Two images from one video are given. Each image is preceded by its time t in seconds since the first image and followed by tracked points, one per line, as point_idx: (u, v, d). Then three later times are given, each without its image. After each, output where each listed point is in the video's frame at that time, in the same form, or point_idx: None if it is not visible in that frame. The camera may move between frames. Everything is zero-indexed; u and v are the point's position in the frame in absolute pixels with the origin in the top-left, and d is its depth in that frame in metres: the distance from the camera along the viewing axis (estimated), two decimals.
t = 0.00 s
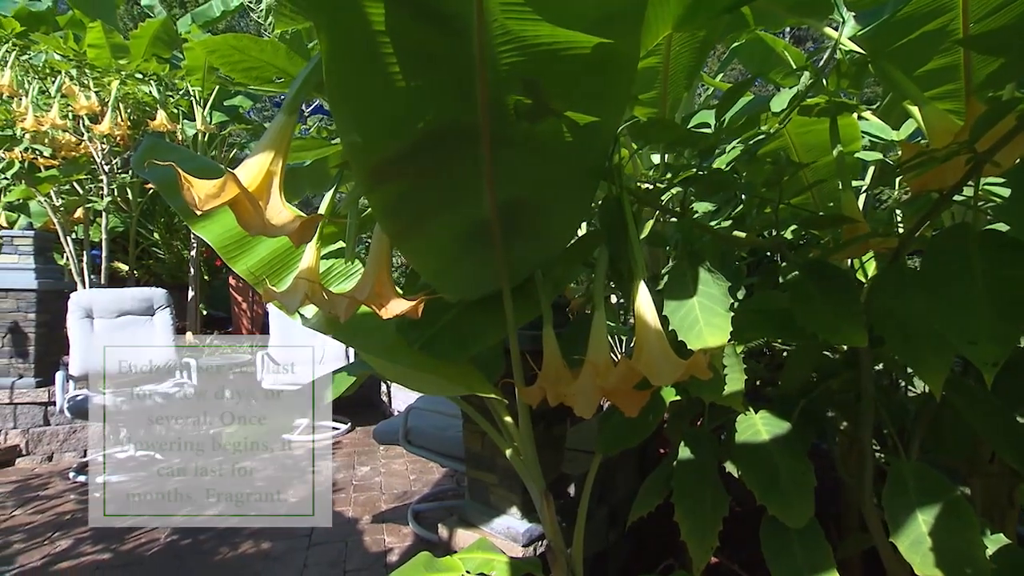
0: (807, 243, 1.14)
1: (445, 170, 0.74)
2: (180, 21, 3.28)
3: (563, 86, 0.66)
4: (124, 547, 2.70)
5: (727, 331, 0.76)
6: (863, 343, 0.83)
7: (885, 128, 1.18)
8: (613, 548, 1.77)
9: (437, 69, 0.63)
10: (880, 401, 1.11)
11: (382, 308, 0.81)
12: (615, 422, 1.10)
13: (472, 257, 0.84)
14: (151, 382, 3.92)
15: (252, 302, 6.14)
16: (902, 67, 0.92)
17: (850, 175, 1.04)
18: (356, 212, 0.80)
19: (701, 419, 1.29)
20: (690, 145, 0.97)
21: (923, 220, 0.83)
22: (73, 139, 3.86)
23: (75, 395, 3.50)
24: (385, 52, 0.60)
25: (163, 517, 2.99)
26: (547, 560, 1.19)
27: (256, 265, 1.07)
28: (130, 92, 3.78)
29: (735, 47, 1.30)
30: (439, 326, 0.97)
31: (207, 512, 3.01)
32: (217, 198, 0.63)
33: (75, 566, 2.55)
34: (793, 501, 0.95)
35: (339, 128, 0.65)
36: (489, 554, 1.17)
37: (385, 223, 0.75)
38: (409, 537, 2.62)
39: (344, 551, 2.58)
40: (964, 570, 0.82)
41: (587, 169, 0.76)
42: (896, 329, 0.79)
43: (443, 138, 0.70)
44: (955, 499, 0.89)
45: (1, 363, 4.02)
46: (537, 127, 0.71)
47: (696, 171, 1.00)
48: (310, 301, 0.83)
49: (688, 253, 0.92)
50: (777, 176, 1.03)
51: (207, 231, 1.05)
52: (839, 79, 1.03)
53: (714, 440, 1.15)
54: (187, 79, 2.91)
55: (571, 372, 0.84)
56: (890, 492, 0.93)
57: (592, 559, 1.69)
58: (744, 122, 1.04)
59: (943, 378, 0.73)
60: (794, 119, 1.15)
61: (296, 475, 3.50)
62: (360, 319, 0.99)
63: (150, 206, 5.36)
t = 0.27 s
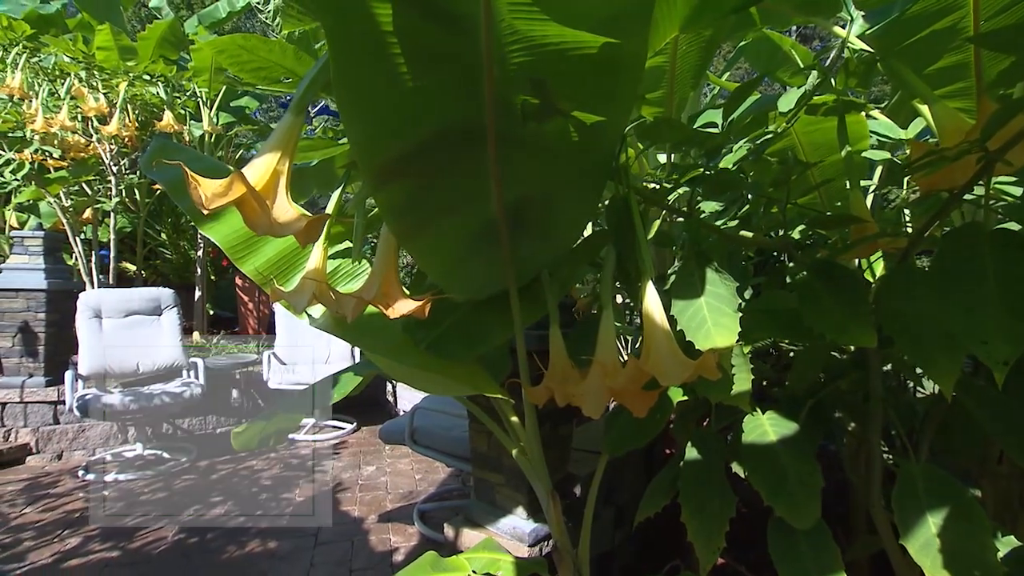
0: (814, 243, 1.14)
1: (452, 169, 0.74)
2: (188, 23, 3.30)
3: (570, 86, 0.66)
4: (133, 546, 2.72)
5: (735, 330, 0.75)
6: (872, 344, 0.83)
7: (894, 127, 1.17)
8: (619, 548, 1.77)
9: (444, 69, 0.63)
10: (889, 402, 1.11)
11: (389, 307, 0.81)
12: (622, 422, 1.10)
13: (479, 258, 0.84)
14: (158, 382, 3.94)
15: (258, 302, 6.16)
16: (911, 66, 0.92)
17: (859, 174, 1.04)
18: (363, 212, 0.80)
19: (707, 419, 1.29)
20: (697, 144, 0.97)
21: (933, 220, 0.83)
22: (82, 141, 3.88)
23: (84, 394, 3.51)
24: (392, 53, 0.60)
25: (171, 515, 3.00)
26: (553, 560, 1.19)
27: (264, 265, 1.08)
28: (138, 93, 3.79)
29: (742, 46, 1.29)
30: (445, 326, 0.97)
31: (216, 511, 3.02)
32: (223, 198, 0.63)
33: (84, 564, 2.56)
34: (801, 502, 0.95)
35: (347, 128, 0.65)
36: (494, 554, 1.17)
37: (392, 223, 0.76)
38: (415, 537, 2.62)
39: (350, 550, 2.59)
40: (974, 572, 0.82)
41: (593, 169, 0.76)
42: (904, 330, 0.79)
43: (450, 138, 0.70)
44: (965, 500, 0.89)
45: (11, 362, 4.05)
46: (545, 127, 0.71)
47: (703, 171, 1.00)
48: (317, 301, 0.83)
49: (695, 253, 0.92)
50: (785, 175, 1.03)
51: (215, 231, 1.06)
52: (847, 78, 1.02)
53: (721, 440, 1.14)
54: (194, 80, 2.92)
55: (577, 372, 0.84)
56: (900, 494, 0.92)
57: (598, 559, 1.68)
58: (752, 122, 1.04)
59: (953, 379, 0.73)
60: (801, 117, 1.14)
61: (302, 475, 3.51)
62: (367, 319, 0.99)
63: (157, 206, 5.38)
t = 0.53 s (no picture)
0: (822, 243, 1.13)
1: (459, 170, 0.74)
2: (195, 25, 3.31)
3: (577, 86, 0.66)
4: (142, 544, 2.73)
5: (743, 330, 0.75)
6: (882, 345, 0.82)
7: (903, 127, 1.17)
8: (625, 549, 1.76)
9: (453, 68, 0.63)
10: (898, 403, 1.10)
11: (397, 307, 0.81)
12: (629, 422, 1.09)
13: (486, 257, 0.83)
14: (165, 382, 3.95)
15: (265, 302, 6.18)
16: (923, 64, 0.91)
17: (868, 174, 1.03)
18: (370, 213, 0.81)
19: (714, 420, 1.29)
20: (704, 144, 0.97)
21: (943, 220, 0.82)
22: (91, 141, 3.90)
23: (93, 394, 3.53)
24: (401, 52, 0.60)
25: (179, 514, 3.02)
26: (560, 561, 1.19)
27: (271, 265, 1.08)
28: (146, 94, 3.81)
29: (748, 45, 1.29)
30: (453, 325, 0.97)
31: (224, 510, 3.03)
32: (234, 198, 0.63)
33: (94, 561, 2.57)
34: (810, 503, 0.94)
35: (355, 128, 0.65)
36: (500, 554, 1.17)
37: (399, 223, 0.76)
38: (421, 537, 2.62)
39: (357, 549, 2.59)
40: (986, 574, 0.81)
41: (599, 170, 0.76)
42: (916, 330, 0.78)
43: (457, 139, 0.70)
44: (977, 503, 0.88)
45: (22, 362, 4.07)
46: (552, 128, 0.71)
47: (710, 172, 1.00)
48: (324, 301, 0.83)
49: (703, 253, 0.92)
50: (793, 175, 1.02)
51: (224, 231, 1.06)
52: (856, 77, 1.02)
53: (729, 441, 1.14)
54: (201, 80, 2.94)
55: (584, 372, 0.83)
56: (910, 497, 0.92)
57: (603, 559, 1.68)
58: (760, 122, 1.03)
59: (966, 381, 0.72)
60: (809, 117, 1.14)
61: (308, 474, 3.51)
62: (374, 319, 0.99)
63: (165, 207, 5.41)
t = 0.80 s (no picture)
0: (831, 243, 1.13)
1: (467, 170, 0.74)
2: (202, 26, 3.33)
3: (585, 86, 0.66)
4: (151, 542, 2.74)
5: (752, 331, 0.75)
6: (892, 345, 0.82)
7: (912, 126, 1.16)
8: (631, 549, 1.76)
9: (462, 68, 0.63)
10: (907, 404, 1.09)
11: (405, 307, 0.82)
12: (636, 423, 1.09)
13: (494, 257, 0.83)
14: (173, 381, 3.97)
15: (272, 302, 6.20)
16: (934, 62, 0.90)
17: (877, 173, 1.02)
18: (378, 213, 0.81)
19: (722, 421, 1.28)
20: (712, 144, 0.96)
21: (955, 219, 0.82)
22: (100, 142, 3.92)
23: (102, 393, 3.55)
24: (409, 53, 0.60)
25: (187, 512, 3.03)
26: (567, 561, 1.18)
27: (279, 265, 1.09)
28: (155, 95, 3.83)
29: (755, 44, 1.29)
30: (460, 325, 0.97)
31: (232, 509, 3.04)
32: (244, 199, 0.63)
33: (104, 559, 2.59)
34: (819, 505, 0.94)
35: (363, 128, 0.65)
36: (507, 554, 1.16)
37: (407, 223, 0.76)
38: (427, 536, 2.62)
39: (363, 549, 2.60)
40: None
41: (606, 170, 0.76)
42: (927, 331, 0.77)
43: (465, 139, 0.70)
44: (989, 505, 0.87)
45: (32, 361, 4.10)
46: (559, 128, 0.71)
47: (719, 171, 0.99)
48: (332, 301, 0.83)
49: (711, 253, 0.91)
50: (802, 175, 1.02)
51: (231, 231, 1.06)
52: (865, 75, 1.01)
53: (737, 442, 1.13)
54: (208, 81, 2.95)
55: (592, 373, 0.83)
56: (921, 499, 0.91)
57: (610, 560, 1.68)
58: (768, 122, 1.03)
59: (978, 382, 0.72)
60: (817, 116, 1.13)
61: (315, 474, 3.52)
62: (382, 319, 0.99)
63: (173, 207, 5.43)
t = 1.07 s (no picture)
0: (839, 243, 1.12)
1: (474, 170, 0.74)
2: (210, 29, 3.35)
3: (593, 86, 0.66)
4: (159, 540, 2.75)
5: (760, 331, 0.74)
6: (903, 345, 0.81)
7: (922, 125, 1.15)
8: (638, 550, 1.75)
9: (470, 68, 0.63)
10: (917, 405, 1.09)
11: (413, 307, 0.82)
12: (644, 423, 1.09)
13: (501, 257, 0.83)
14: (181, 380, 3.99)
15: (279, 302, 6.22)
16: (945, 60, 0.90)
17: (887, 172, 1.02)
18: (386, 213, 0.81)
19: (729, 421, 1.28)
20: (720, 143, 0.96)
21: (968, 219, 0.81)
22: (110, 144, 3.95)
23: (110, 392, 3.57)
24: (417, 53, 0.60)
25: (195, 511, 3.04)
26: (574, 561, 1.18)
27: (286, 265, 1.09)
28: (163, 97, 3.86)
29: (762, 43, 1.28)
30: (467, 325, 0.97)
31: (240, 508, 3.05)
32: (252, 198, 0.64)
33: (113, 556, 2.60)
34: (827, 505, 0.93)
35: (372, 128, 0.65)
36: (514, 554, 1.16)
37: (415, 223, 0.76)
38: (433, 536, 2.62)
39: (370, 548, 2.60)
40: None
41: (614, 170, 0.76)
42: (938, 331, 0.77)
43: (472, 139, 0.70)
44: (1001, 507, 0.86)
45: (43, 360, 4.13)
46: (567, 128, 0.71)
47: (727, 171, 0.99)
48: (339, 301, 0.83)
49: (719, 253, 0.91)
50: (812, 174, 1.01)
51: (240, 231, 1.06)
52: (875, 74, 1.01)
53: (744, 442, 1.13)
54: (216, 83, 2.97)
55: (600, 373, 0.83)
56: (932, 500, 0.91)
57: (616, 560, 1.67)
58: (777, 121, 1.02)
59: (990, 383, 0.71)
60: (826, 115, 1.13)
61: (322, 473, 3.53)
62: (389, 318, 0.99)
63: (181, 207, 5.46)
